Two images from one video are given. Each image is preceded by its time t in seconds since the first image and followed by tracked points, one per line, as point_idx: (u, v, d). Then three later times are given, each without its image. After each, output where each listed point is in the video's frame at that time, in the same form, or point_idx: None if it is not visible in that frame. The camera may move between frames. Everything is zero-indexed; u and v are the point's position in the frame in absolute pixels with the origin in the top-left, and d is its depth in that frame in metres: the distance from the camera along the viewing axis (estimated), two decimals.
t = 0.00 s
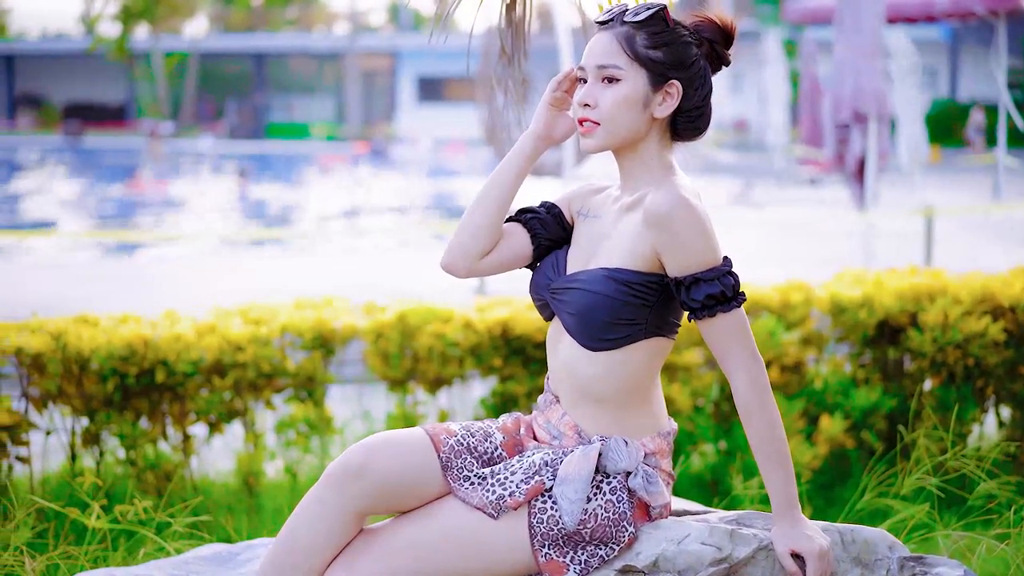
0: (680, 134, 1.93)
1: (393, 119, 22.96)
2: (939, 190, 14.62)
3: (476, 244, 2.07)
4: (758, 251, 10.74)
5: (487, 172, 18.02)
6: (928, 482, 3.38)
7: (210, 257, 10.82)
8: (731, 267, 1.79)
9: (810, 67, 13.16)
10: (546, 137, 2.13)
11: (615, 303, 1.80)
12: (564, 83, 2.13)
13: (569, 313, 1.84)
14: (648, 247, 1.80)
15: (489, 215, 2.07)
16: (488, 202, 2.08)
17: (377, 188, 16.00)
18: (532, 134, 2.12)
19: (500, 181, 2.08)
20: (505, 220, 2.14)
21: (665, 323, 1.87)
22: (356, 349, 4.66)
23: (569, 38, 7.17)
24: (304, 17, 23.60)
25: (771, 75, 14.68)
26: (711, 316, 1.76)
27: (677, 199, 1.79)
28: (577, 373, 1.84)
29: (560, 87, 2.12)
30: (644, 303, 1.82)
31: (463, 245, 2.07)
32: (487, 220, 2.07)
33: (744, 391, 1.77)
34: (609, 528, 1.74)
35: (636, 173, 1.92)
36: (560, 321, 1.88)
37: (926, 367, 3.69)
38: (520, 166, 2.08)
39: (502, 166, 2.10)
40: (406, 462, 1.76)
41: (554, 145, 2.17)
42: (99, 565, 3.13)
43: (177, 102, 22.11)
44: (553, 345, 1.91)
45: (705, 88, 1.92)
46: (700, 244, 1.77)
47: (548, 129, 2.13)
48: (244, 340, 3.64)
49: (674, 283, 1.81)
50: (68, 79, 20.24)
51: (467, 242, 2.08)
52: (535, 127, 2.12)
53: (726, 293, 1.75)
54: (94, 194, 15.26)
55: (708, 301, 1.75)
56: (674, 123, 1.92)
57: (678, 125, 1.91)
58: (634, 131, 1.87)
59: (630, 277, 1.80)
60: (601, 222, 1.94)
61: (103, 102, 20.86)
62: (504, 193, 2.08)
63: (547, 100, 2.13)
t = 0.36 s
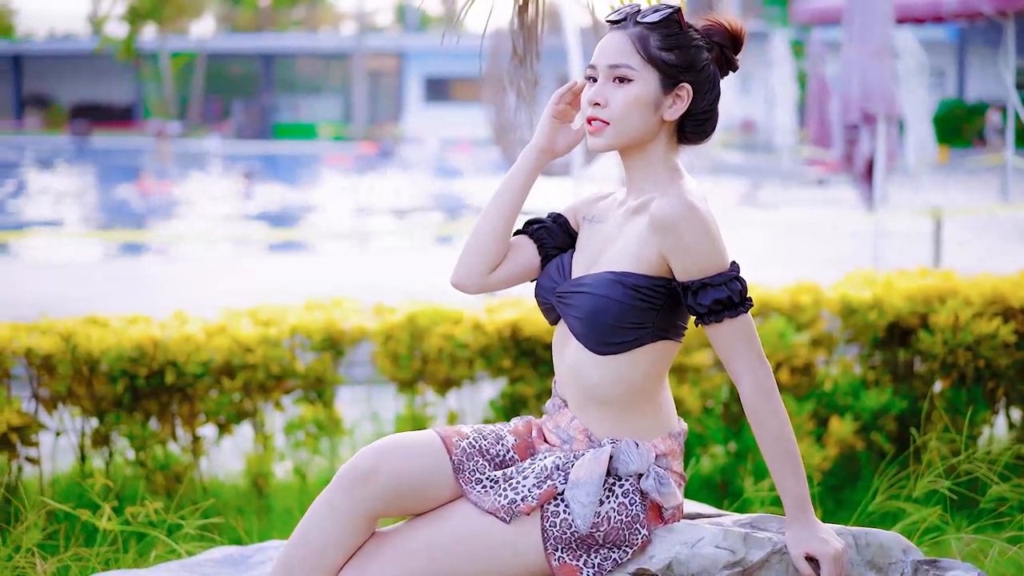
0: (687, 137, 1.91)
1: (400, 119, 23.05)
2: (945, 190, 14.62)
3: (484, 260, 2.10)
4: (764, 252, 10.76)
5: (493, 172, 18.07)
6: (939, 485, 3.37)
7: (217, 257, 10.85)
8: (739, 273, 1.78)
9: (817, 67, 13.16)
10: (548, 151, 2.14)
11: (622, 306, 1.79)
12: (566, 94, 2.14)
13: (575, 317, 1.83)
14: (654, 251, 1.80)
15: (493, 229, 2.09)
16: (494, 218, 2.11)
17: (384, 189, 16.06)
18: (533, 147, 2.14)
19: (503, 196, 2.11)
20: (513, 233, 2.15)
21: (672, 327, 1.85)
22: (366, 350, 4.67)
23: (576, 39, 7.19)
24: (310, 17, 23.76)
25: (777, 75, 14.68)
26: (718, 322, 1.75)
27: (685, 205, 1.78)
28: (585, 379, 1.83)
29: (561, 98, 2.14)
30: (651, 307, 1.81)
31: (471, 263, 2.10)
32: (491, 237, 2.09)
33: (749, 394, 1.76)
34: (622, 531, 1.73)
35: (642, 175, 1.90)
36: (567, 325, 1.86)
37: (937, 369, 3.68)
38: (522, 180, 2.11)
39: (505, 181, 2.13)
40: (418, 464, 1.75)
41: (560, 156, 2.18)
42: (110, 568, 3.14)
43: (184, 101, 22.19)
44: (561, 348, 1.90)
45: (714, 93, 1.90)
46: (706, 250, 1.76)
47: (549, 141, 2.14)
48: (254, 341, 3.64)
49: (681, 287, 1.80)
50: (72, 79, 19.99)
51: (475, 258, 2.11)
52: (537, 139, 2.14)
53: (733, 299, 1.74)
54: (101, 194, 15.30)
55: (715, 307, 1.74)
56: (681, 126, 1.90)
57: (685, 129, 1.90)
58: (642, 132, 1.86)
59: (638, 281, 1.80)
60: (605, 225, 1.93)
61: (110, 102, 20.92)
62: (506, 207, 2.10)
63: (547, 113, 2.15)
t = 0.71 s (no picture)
0: (696, 140, 1.91)
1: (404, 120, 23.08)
2: (950, 191, 14.60)
3: (501, 288, 2.14)
4: (767, 253, 10.76)
5: (496, 173, 18.08)
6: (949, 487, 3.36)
7: (220, 258, 10.86)
8: (749, 277, 1.75)
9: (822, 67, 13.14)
10: (551, 174, 2.19)
11: (630, 309, 1.76)
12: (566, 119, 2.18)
13: (583, 319, 1.80)
14: (662, 254, 1.76)
15: (508, 257, 2.13)
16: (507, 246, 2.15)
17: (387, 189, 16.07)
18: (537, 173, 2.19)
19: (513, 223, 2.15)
20: (527, 257, 2.19)
21: (679, 330, 1.82)
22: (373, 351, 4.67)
23: (581, 39, 7.18)
24: (314, 18, 24.02)
25: (782, 75, 14.66)
26: (729, 326, 1.73)
27: (693, 209, 1.74)
28: (594, 384, 1.79)
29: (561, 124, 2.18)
30: (658, 310, 1.77)
31: (489, 292, 2.14)
32: (505, 265, 2.13)
33: (759, 397, 1.75)
34: (636, 534, 1.72)
35: (652, 177, 1.89)
36: (574, 329, 1.83)
37: (945, 370, 3.66)
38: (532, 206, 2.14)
39: (513, 208, 2.16)
40: (429, 468, 1.75)
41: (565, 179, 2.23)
42: (121, 570, 3.14)
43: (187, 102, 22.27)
44: (568, 352, 1.86)
45: (724, 96, 1.90)
46: (713, 255, 1.73)
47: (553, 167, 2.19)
48: (262, 342, 3.64)
49: (689, 291, 1.77)
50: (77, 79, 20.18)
51: (492, 287, 2.14)
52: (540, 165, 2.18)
53: (744, 303, 1.71)
54: (104, 194, 15.32)
55: (726, 311, 1.72)
56: (691, 129, 1.90)
57: (695, 132, 1.90)
58: (652, 135, 1.86)
59: (645, 283, 1.76)
60: (613, 228, 1.90)
61: (114, 102, 20.94)
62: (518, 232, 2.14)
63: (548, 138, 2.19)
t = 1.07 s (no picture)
0: (711, 142, 1.90)
1: (406, 120, 23.11)
2: (954, 191, 14.58)
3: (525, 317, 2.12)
4: (771, 253, 10.75)
5: (499, 173, 18.12)
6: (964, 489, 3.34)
7: (223, 258, 10.90)
8: (763, 281, 1.73)
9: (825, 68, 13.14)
10: (563, 198, 2.12)
11: (645, 311, 1.74)
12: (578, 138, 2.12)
13: (598, 321, 1.78)
14: (677, 255, 1.74)
15: (526, 286, 2.11)
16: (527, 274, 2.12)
17: (391, 190, 16.12)
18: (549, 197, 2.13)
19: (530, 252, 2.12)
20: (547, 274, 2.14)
21: (695, 332, 1.80)
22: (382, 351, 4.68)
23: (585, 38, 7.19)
24: (317, 18, 24.00)
25: (786, 76, 14.66)
26: (743, 330, 1.72)
27: (708, 211, 1.73)
28: (611, 388, 1.77)
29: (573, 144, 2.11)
30: (673, 311, 1.75)
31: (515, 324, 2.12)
32: (529, 295, 2.11)
33: (772, 400, 1.74)
34: (654, 536, 1.71)
35: (666, 179, 1.88)
36: (589, 330, 1.82)
37: (954, 371, 3.65)
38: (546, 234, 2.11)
39: (531, 235, 2.13)
40: (445, 469, 1.75)
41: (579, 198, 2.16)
42: (133, 571, 3.14)
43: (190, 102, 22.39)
44: (584, 353, 1.85)
45: (739, 98, 1.89)
46: (728, 259, 1.72)
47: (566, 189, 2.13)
48: (271, 342, 3.64)
49: (705, 294, 1.75)
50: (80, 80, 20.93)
51: (518, 315, 2.13)
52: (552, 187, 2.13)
53: (758, 307, 1.70)
54: (107, 194, 15.42)
55: (740, 315, 1.71)
56: (706, 130, 1.89)
57: (710, 134, 1.89)
58: (668, 136, 1.85)
59: (660, 284, 1.74)
60: (627, 229, 1.88)
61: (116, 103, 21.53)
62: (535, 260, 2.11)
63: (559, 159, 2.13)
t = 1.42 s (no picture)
0: (725, 145, 1.90)
1: (407, 120, 23.11)
2: (958, 191, 14.56)
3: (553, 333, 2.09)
4: (774, 253, 10.74)
5: (500, 174, 18.14)
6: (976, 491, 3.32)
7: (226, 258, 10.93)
8: (776, 286, 1.73)
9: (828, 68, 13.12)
10: (577, 215, 2.09)
11: (660, 313, 1.73)
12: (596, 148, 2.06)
13: (613, 324, 1.77)
14: (692, 257, 1.73)
15: (551, 307, 2.08)
16: (550, 291, 2.10)
17: (393, 190, 16.15)
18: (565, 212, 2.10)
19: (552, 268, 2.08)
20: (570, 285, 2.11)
21: (711, 335, 1.79)
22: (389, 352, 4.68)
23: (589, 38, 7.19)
24: (318, 18, 23.96)
25: (789, 76, 14.66)
26: (752, 335, 1.71)
27: (725, 212, 1.72)
28: (626, 391, 1.77)
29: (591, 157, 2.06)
30: (689, 314, 1.74)
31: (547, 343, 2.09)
32: (552, 315, 2.08)
33: (779, 406, 1.73)
34: (669, 539, 1.71)
35: (681, 181, 1.87)
36: (604, 331, 1.81)
37: (962, 371, 3.64)
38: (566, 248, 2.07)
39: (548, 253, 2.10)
40: (459, 472, 1.74)
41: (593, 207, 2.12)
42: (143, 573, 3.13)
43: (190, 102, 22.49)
44: (599, 355, 1.84)
45: (755, 98, 1.88)
46: (744, 262, 1.71)
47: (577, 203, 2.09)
48: (278, 343, 3.64)
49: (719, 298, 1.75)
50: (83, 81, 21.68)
51: (544, 335, 2.11)
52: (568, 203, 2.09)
53: (768, 313, 1.70)
54: (108, 194, 15.49)
55: (750, 320, 1.70)
56: (722, 131, 1.88)
57: (725, 136, 1.88)
58: (682, 138, 1.84)
59: (674, 287, 1.73)
60: (644, 229, 1.87)
61: (118, 103, 22.16)
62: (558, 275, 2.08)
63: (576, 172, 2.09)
